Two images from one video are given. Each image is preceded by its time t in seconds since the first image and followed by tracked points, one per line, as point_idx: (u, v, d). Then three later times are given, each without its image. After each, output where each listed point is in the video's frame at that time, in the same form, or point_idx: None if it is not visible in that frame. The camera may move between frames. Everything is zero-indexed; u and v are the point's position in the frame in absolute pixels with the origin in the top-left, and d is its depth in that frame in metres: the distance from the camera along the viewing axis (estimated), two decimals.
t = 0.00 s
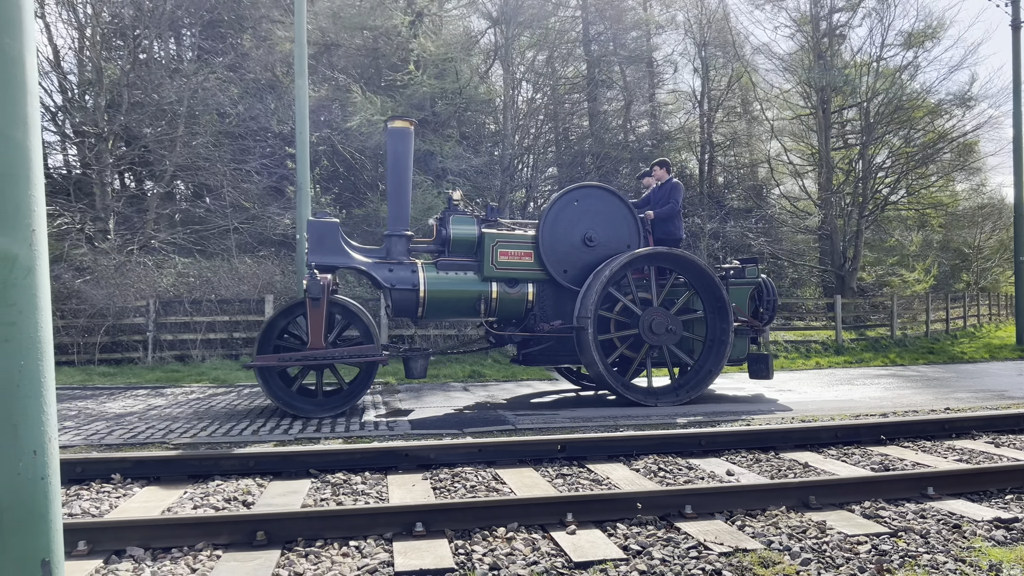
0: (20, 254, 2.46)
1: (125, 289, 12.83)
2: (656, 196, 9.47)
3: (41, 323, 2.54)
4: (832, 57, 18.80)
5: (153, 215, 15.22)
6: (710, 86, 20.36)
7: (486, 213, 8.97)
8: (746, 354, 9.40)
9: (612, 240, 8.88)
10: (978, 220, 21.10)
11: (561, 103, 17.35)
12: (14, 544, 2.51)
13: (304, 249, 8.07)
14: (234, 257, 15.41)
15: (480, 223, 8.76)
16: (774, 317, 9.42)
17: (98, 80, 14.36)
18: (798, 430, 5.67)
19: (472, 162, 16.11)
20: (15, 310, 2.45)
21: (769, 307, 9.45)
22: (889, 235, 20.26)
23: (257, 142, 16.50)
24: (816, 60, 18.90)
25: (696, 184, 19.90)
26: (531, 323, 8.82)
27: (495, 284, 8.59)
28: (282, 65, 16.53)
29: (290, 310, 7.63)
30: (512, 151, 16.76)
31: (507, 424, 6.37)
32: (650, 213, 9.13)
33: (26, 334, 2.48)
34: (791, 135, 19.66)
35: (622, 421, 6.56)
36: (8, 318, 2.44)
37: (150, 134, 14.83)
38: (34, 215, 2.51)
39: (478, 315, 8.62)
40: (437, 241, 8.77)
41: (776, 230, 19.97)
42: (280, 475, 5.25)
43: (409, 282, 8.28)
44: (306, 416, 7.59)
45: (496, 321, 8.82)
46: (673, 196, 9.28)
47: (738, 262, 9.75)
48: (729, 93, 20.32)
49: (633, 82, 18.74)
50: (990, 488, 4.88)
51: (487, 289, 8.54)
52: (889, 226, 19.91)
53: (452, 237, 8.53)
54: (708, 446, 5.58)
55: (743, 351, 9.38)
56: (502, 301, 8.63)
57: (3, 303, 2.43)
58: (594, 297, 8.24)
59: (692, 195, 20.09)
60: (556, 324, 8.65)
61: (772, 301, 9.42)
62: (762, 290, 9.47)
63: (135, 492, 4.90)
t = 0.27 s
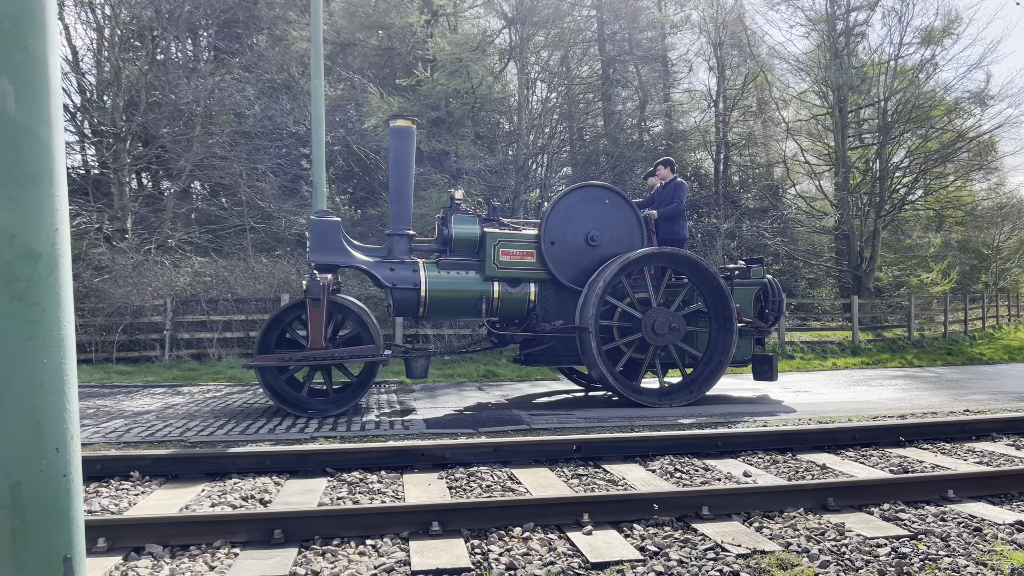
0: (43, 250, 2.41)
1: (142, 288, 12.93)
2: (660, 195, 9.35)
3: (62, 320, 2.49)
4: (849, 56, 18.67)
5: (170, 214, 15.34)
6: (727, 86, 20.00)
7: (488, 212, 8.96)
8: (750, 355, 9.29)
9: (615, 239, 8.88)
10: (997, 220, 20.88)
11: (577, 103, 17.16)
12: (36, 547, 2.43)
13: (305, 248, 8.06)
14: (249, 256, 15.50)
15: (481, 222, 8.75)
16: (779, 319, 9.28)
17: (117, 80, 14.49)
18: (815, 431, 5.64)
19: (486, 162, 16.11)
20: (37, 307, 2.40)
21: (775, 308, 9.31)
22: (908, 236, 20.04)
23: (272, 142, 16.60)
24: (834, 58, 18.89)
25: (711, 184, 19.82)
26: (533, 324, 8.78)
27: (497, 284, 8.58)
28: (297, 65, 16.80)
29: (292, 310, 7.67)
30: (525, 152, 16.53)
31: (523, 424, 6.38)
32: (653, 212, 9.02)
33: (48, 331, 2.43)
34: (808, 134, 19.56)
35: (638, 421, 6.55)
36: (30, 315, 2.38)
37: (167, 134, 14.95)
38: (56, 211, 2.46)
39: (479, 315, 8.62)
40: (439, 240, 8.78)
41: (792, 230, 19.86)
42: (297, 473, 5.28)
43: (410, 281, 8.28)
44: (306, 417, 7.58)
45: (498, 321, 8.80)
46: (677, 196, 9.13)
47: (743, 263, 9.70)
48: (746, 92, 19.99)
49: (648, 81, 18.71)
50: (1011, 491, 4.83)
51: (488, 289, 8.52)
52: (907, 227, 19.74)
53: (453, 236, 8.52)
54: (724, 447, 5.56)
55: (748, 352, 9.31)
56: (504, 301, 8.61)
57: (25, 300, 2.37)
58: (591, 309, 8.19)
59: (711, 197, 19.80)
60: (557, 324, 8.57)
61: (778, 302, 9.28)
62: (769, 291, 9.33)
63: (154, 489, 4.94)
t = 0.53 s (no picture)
0: (69, 249, 2.36)
1: (160, 287, 13.00)
2: (666, 194, 9.32)
3: (87, 319, 2.44)
4: (867, 54, 18.62)
5: (187, 213, 15.44)
6: (744, 85, 20.14)
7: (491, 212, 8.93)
8: (756, 356, 9.30)
9: (619, 238, 8.79)
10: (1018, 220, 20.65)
11: (592, 102, 16.89)
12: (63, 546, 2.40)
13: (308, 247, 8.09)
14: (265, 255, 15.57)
15: (485, 221, 8.72)
16: (786, 319, 9.32)
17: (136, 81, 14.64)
18: (835, 432, 5.62)
19: (501, 162, 16.06)
20: (63, 305, 2.36)
21: (781, 308, 9.34)
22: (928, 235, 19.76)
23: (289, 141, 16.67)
24: (852, 57, 18.82)
25: (727, 184, 19.73)
26: (535, 323, 8.72)
27: (500, 283, 8.55)
28: (313, 65, 16.92)
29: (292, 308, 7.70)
30: (541, 152, 16.20)
31: (540, 424, 6.38)
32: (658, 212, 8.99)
33: (74, 330, 2.38)
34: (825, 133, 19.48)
35: (655, 422, 6.55)
36: (55, 314, 2.34)
37: (185, 134, 15.07)
38: (81, 209, 2.41)
39: (482, 315, 8.59)
40: (442, 240, 8.79)
41: (811, 232, 19.59)
42: (315, 471, 5.30)
43: (412, 280, 8.27)
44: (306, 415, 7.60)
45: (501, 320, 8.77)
46: (683, 196, 9.10)
47: (750, 262, 9.62)
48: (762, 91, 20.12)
49: (664, 80, 18.69)
50: None
51: (491, 288, 8.49)
52: (926, 227, 19.57)
53: (456, 235, 8.49)
54: (743, 448, 5.54)
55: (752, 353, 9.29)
56: (506, 300, 8.58)
57: (51, 299, 2.33)
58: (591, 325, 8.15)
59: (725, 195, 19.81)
60: (559, 324, 8.57)
61: (784, 302, 9.31)
62: (775, 291, 9.34)
63: (173, 487, 4.96)
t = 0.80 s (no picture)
0: (94, 248, 2.34)
1: (177, 287, 13.05)
2: (671, 194, 9.15)
3: (113, 319, 2.42)
4: (885, 53, 18.49)
5: (203, 214, 15.51)
6: (759, 84, 20.03)
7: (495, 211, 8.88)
8: (761, 357, 9.16)
9: (623, 238, 8.66)
10: None
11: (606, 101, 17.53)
12: (90, 543, 2.39)
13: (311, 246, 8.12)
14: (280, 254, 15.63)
15: (488, 220, 8.67)
16: (794, 321, 9.14)
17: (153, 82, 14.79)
18: (855, 434, 5.60)
19: (515, 161, 16.20)
20: (89, 305, 2.33)
21: (789, 310, 9.17)
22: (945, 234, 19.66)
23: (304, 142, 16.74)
24: (869, 56, 18.64)
25: (743, 184, 19.70)
26: (538, 323, 8.66)
27: (503, 283, 8.49)
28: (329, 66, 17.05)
29: (294, 307, 7.70)
30: (555, 151, 16.59)
31: (558, 425, 6.38)
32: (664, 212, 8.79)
33: (100, 330, 2.36)
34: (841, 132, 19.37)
35: (673, 423, 6.53)
36: (81, 314, 2.32)
37: (202, 135, 15.20)
38: (107, 208, 2.39)
39: (485, 315, 8.53)
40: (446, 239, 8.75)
41: (827, 232, 19.44)
42: (333, 471, 5.30)
43: (415, 280, 8.25)
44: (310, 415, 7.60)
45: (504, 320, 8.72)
46: (689, 195, 8.94)
47: (757, 263, 9.61)
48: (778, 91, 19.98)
49: (679, 80, 18.70)
50: None
51: (494, 288, 8.43)
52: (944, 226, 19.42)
53: (458, 235, 8.46)
54: (762, 449, 5.53)
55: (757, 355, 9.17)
56: (509, 300, 8.51)
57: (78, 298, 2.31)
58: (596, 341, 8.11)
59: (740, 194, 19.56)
60: (562, 324, 8.47)
61: (792, 304, 9.14)
62: (783, 290, 9.22)
63: (193, 486, 4.98)
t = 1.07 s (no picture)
0: (120, 248, 2.31)
1: (192, 288, 13.07)
2: (676, 193, 9.06)
3: (138, 319, 2.40)
4: (900, 51, 18.33)
5: (218, 215, 15.54)
6: (772, 83, 19.99)
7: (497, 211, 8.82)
8: (766, 358, 9.08)
9: (626, 238, 8.61)
10: None
11: (618, 101, 17.62)
12: (115, 543, 2.38)
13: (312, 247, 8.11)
14: (293, 255, 15.66)
15: (490, 221, 8.62)
16: (799, 322, 9.07)
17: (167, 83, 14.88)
18: (875, 436, 5.58)
19: (528, 162, 16.27)
20: (114, 305, 2.31)
21: (794, 310, 9.10)
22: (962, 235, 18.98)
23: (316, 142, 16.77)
24: (884, 55, 18.50)
25: (756, 184, 19.70)
26: (541, 324, 8.61)
27: (505, 283, 8.43)
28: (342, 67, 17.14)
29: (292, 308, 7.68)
30: (569, 151, 16.96)
31: (575, 426, 6.38)
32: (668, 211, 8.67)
33: (125, 330, 2.34)
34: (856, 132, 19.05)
35: (690, 424, 6.52)
36: (107, 314, 2.30)
37: (216, 136, 15.29)
38: (132, 208, 2.37)
39: (486, 316, 8.48)
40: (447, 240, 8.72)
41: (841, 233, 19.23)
42: (350, 471, 5.29)
43: (415, 281, 8.23)
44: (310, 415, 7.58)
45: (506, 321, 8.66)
46: (694, 194, 8.89)
47: (762, 263, 9.55)
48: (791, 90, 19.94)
49: (691, 80, 18.71)
50: None
51: (495, 289, 8.38)
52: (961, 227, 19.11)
53: (460, 235, 8.44)
54: (781, 451, 5.52)
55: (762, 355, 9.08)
56: (511, 301, 8.45)
57: (103, 298, 2.29)
58: (599, 354, 8.07)
59: (755, 194, 19.62)
60: (564, 325, 8.42)
61: (797, 304, 9.08)
62: (788, 291, 9.16)
63: (211, 486, 4.97)
